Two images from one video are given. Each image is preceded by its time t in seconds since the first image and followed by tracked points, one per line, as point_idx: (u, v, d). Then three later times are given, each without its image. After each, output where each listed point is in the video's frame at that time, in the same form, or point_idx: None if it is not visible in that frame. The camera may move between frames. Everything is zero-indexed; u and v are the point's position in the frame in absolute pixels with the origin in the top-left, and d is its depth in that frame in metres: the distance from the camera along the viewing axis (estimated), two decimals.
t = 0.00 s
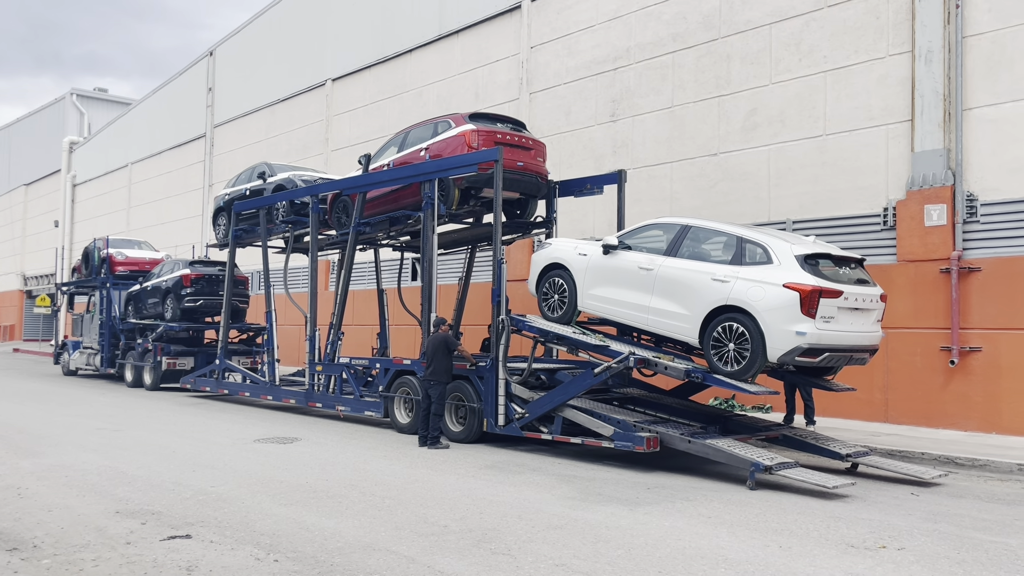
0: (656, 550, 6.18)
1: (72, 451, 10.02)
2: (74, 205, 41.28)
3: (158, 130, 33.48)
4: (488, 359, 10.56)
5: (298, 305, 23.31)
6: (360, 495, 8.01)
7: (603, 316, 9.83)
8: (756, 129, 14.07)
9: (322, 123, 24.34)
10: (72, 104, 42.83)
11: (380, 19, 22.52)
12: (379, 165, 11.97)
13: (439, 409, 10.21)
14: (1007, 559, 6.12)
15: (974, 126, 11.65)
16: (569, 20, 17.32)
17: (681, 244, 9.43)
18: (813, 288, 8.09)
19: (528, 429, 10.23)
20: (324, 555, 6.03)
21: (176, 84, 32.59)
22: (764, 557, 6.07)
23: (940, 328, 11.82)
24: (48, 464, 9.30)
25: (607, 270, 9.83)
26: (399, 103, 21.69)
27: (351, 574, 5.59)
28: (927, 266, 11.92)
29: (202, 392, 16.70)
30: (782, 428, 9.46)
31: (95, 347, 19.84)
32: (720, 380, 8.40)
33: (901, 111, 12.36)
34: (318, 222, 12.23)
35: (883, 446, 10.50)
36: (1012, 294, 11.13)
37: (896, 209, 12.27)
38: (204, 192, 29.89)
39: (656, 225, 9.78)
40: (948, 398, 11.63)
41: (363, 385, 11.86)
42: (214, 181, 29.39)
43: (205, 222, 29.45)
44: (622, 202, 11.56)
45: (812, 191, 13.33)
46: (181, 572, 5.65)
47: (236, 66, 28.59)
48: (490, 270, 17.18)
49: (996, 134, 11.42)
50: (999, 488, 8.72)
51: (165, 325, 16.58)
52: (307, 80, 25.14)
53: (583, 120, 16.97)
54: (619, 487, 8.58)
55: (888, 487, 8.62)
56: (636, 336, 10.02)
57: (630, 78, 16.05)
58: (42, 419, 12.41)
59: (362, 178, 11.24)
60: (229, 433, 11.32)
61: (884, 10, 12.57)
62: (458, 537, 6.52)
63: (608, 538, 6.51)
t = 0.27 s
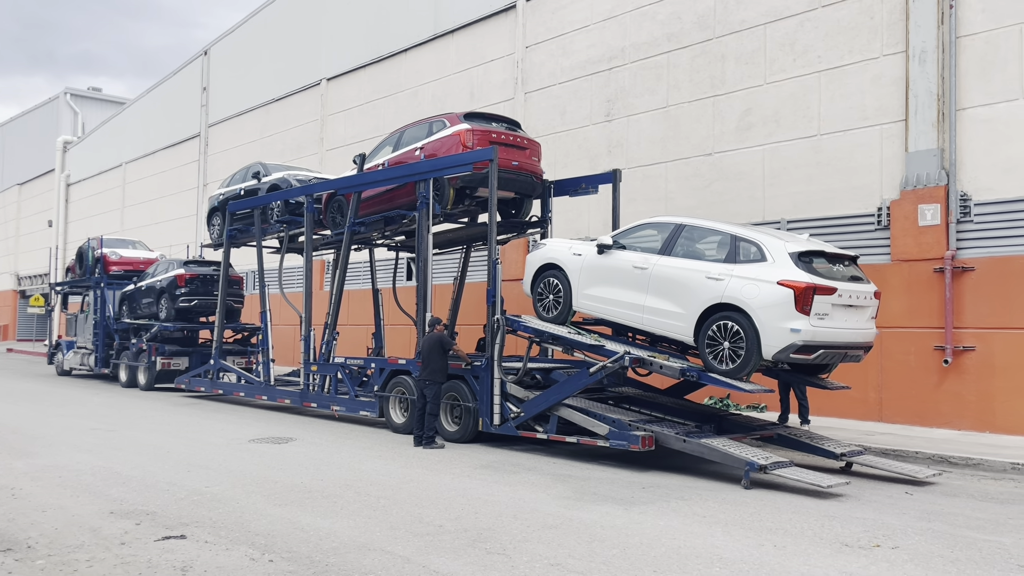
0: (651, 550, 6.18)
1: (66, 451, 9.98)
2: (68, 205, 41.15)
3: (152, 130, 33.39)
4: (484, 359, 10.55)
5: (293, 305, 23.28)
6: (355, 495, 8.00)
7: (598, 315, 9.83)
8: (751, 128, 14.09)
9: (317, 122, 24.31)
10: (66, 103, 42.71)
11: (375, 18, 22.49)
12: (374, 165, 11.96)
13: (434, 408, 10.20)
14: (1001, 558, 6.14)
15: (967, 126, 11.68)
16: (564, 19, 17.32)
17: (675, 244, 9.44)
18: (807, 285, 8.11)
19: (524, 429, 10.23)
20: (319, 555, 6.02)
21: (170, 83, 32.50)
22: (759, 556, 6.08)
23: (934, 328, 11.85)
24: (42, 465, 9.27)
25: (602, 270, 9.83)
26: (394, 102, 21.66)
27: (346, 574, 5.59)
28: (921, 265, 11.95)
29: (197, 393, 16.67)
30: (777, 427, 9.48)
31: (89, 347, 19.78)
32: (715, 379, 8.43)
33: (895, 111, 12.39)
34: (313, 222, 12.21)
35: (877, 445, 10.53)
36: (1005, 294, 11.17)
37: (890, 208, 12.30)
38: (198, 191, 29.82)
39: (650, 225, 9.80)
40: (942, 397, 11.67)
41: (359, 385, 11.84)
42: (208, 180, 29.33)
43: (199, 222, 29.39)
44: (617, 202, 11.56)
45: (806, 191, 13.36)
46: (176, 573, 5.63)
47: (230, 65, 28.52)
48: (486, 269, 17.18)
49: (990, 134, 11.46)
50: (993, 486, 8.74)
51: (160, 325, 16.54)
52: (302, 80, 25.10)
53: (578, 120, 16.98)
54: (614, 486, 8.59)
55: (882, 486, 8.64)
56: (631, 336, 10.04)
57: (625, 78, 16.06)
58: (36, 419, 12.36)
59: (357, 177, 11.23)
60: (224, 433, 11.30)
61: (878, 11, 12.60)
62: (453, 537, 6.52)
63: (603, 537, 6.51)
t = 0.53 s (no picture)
0: (643, 548, 6.19)
1: (56, 452, 9.93)
2: (58, 204, 40.93)
3: (143, 129, 33.24)
4: (476, 358, 10.54)
5: (284, 305, 23.21)
6: (347, 494, 7.99)
7: (590, 314, 9.84)
8: (743, 128, 14.12)
9: (309, 121, 24.25)
10: (56, 102, 42.47)
11: (367, 17, 22.45)
12: (366, 163, 11.93)
13: (427, 408, 10.19)
14: (991, 555, 6.17)
15: (957, 125, 11.74)
16: (556, 19, 17.33)
17: (667, 244, 9.45)
18: (798, 285, 8.14)
19: (516, 428, 10.23)
20: (311, 555, 6.01)
21: (161, 82, 32.36)
22: (750, 554, 6.10)
23: (924, 327, 11.90)
24: (32, 465, 9.22)
25: (594, 270, 9.84)
26: (386, 101, 21.63)
27: (338, 573, 5.58)
28: (912, 264, 12.00)
29: (188, 393, 16.61)
30: (768, 426, 9.51)
31: (79, 347, 19.68)
32: (707, 378, 8.45)
33: (885, 111, 12.44)
34: (305, 221, 12.17)
35: (868, 443, 10.57)
36: (995, 293, 11.23)
37: (881, 207, 12.35)
38: (189, 190, 29.71)
39: (642, 225, 9.80)
40: (932, 396, 11.72)
41: (351, 384, 11.81)
42: (199, 179, 29.22)
43: (190, 221, 29.27)
44: (610, 201, 11.55)
45: (798, 191, 13.40)
46: (167, 573, 5.61)
47: (221, 64, 28.42)
48: (478, 268, 17.17)
49: (980, 134, 11.52)
50: (983, 485, 8.79)
51: (151, 324, 16.46)
52: (294, 79, 25.03)
53: (570, 119, 16.99)
54: (606, 485, 8.59)
55: (873, 485, 8.67)
56: (624, 335, 10.05)
57: (617, 77, 16.08)
58: (26, 419, 12.29)
59: (349, 176, 11.20)
60: (215, 433, 11.26)
61: (869, 11, 12.65)
62: (445, 536, 6.51)
63: (595, 536, 6.52)
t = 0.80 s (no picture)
0: (632, 547, 6.21)
1: (43, 451, 9.86)
2: (44, 202, 40.63)
3: (131, 126, 33.04)
4: (466, 356, 10.53)
5: (273, 303, 23.13)
6: (335, 493, 7.97)
7: (579, 317, 9.87)
8: (731, 127, 14.16)
9: (298, 119, 24.17)
10: (42, 99, 42.17)
11: (356, 15, 22.39)
12: (356, 162, 11.90)
13: (416, 406, 10.18)
14: (976, 552, 6.22)
15: (944, 125, 11.82)
16: (545, 18, 17.34)
17: (657, 248, 9.47)
18: (786, 296, 8.18)
19: (505, 426, 10.23)
20: (300, 554, 5.99)
21: (149, 79, 32.18)
22: (739, 552, 6.12)
23: (911, 325, 11.97)
24: (18, 465, 9.15)
25: (584, 272, 9.85)
26: (375, 99, 21.58)
27: (327, 572, 5.57)
28: (899, 263, 12.06)
29: (176, 392, 16.53)
30: (756, 424, 9.56)
31: (66, 346, 19.55)
32: (693, 386, 8.51)
33: (873, 110, 12.50)
34: (293, 219, 12.13)
35: (855, 441, 10.63)
36: (981, 292, 11.30)
37: (869, 206, 12.41)
38: (177, 188, 29.56)
39: (633, 230, 9.82)
40: (919, 394, 11.80)
41: (340, 383, 11.77)
42: (187, 177, 29.07)
43: (178, 219, 29.12)
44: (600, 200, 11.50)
45: (786, 190, 13.45)
46: (155, 573, 5.59)
47: (210, 61, 28.28)
48: (467, 267, 17.17)
49: (966, 134, 11.59)
50: (968, 482, 8.85)
51: (138, 323, 16.37)
52: (282, 77, 24.94)
53: (560, 118, 17.00)
54: (595, 483, 8.61)
55: (860, 482, 8.73)
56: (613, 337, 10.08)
57: (607, 77, 16.10)
58: (12, 419, 12.20)
59: (338, 174, 11.17)
60: (203, 432, 11.21)
61: (857, 11, 12.71)
62: (435, 535, 6.51)
63: (584, 534, 6.53)
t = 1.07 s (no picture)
0: (618, 544, 6.22)
1: (24, 451, 9.77)
2: (27, 200, 40.24)
3: (114, 123, 32.77)
4: (452, 354, 10.51)
5: (258, 301, 23.02)
6: (321, 492, 7.94)
7: (565, 316, 9.87)
8: (717, 126, 14.21)
9: (283, 116, 24.06)
10: (24, 95, 41.77)
11: (342, 12, 22.31)
12: (341, 159, 11.85)
13: (402, 405, 10.15)
14: (958, 548, 6.27)
15: (927, 124, 11.90)
16: (532, 16, 17.33)
17: (643, 248, 9.49)
18: (771, 296, 8.21)
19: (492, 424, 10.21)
20: (285, 553, 5.97)
21: (133, 76, 31.93)
22: (724, 548, 6.15)
23: (894, 323, 12.05)
24: None
25: (570, 270, 9.86)
26: (361, 97, 21.51)
27: (312, 571, 5.55)
28: (882, 261, 12.15)
29: (160, 390, 16.42)
30: (741, 421, 9.61)
31: (49, 345, 19.38)
32: (678, 384, 8.53)
33: (857, 109, 12.58)
34: (279, 217, 12.06)
35: (839, 438, 10.70)
36: (963, 290, 11.40)
37: (853, 205, 12.49)
38: (161, 185, 29.36)
39: (619, 229, 9.83)
40: (902, 391, 11.89)
41: (326, 382, 11.72)
42: (172, 175, 28.87)
43: (163, 217, 28.92)
44: (586, 198, 11.53)
45: (771, 188, 13.52)
46: (138, 572, 5.55)
47: (194, 58, 28.10)
48: (453, 265, 17.14)
49: (949, 133, 11.68)
50: (950, 478, 8.93)
51: (122, 321, 16.25)
52: (267, 74, 24.82)
53: (546, 116, 17.01)
54: (581, 481, 8.62)
55: (844, 479, 8.78)
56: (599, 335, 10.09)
57: (593, 75, 16.12)
58: None
59: (324, 172, 11.12)
60: (187, 431, 11.14)
61: (841, 10, 12.78)
62: (420, 533, 6.50)
63: (570, 532, 6.53)
